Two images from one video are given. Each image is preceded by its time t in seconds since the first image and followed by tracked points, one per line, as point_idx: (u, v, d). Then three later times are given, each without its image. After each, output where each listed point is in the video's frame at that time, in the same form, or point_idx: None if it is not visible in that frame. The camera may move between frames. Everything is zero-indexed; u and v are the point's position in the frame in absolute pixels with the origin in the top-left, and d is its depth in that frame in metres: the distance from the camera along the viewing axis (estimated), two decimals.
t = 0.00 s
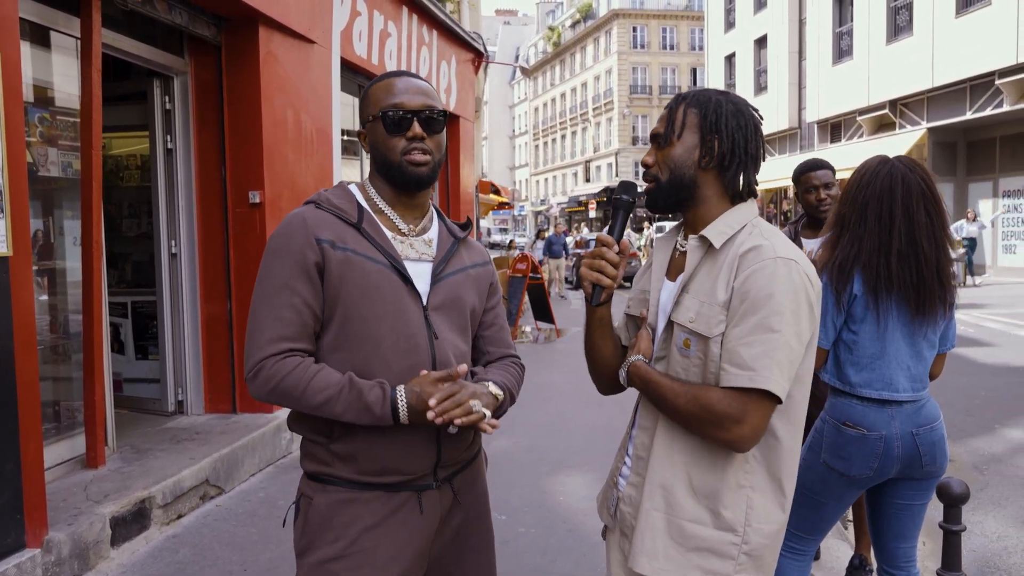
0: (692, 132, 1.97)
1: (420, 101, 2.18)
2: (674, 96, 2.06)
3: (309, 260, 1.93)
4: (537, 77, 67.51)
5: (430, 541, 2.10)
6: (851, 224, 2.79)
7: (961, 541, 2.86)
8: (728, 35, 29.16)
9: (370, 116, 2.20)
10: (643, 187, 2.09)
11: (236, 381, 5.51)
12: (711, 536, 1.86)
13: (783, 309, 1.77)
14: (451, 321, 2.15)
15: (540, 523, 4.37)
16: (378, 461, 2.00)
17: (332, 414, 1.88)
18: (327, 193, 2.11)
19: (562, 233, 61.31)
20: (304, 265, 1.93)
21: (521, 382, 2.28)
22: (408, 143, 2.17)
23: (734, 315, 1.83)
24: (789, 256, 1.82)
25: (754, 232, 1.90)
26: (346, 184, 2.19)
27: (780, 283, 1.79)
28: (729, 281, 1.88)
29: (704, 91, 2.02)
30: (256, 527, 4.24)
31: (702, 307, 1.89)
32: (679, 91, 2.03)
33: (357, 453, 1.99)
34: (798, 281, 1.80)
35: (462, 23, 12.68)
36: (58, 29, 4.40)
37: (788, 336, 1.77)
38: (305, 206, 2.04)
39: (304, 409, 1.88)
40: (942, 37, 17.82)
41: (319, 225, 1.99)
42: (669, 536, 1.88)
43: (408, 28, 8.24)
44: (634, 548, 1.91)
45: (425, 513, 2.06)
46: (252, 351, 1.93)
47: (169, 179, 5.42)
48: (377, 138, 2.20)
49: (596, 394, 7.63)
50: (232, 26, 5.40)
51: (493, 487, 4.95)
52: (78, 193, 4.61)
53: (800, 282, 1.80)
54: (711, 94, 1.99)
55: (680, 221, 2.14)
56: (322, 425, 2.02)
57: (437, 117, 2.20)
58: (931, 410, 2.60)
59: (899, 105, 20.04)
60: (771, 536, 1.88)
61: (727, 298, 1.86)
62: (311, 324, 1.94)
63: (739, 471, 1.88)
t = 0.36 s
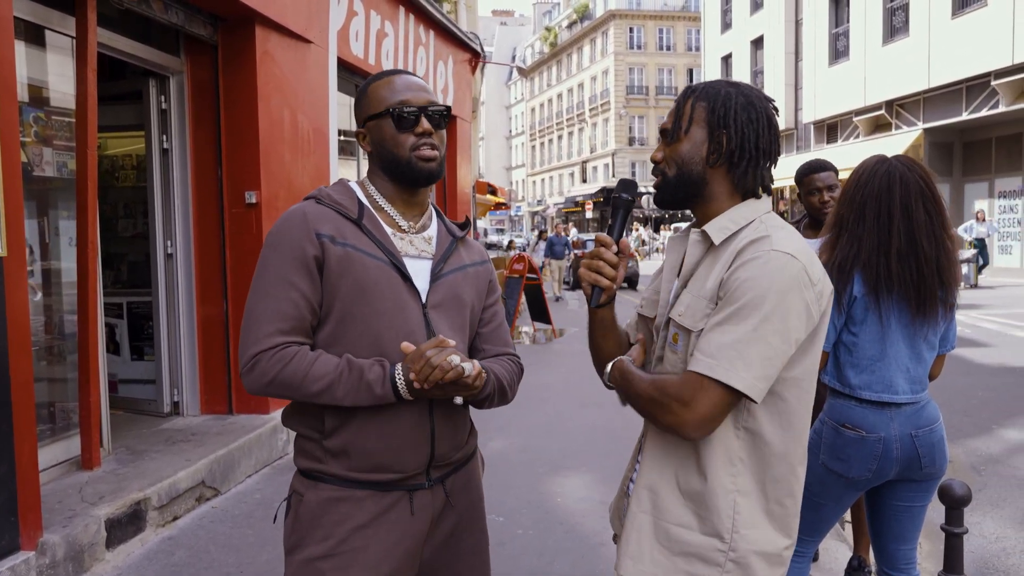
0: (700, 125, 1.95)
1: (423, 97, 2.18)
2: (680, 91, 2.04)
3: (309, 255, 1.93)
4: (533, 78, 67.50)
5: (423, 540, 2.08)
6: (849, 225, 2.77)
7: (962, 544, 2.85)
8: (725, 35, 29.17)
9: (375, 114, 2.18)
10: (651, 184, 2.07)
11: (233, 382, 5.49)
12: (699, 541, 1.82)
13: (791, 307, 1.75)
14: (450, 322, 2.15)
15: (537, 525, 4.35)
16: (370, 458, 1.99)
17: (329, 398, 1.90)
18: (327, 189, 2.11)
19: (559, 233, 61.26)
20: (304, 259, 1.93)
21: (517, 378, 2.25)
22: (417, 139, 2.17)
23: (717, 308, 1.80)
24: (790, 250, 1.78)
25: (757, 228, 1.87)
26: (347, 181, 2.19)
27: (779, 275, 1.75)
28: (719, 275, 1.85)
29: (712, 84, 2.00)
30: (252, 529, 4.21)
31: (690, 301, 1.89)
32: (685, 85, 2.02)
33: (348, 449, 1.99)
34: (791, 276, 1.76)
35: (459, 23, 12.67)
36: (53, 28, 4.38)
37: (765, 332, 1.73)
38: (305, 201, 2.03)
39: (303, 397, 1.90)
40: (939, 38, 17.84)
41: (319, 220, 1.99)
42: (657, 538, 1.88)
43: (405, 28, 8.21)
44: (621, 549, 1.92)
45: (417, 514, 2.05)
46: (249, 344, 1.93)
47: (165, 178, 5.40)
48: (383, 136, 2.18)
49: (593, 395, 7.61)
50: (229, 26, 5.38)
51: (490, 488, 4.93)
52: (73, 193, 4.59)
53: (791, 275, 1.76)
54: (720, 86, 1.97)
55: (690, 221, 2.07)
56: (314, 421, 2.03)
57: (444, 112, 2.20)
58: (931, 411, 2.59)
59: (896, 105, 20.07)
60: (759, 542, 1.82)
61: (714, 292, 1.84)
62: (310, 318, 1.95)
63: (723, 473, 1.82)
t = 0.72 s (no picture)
0: (689, 134, 1.94)
1: (426, 103, 2.18)
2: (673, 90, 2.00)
3: (315, 249, 1.91)
4: (530, 78, 67.48)
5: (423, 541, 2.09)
6: (846, 226, 2.76)
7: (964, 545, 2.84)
8: (721, 35, 29.18)
9: (376, 116, 2.16)
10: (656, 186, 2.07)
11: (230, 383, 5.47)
12: (713, 559, 1.80)
13: (790, 321, 1.70)
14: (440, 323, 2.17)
15: (535, 526, 4.34)
16: (366, 459, 1.98)
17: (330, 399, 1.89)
18: (326, 182, 2.09)
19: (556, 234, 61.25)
20: (309, 253, 1.91)
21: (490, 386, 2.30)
22: (426, 148, 2.18)
23: (717, 319, 1.78)
24: (784, 256, 1.73)
25: (757, 233, 1.84)
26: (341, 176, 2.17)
27: (779, 283, 1.70)
28: (716, 292, 1.82)
29: (704, 82, 1.95)
30: (248, 531, 4.19)
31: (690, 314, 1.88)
32: (677, 84, 1.98)
33: (347, 451, 1.97)
34: (789, 284, 1.71)
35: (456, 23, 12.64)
36: (48, 27, 4.35)
37: (757, 343, 1.69)
38: (308, 193, 2.01)
39: (301, 394, 1.87)
40: (935, 38, 17.86)
41: (325, 215, 1.97)
42: (675, 552, 1.88)
43: (402, 27, 8.19)
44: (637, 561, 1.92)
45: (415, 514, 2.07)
46: (250, 338, 1.88)
47: (161, 178, 5.35)
48: (386, 138, 2.16)
49: (590, 395, 7.60)
50: (226, 25, 5.36)
51: (488, 489, 4.92)
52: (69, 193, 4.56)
53: (788, 283, 1.70)
54: (709, 86, 1.93)
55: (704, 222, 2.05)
56: (305, 422, 2.00)
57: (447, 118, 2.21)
58: (931, 412, 2.59)
59: (892, 105, 20.08)
60: (778, 563, 1.78)
61: (714, 303, 1.82)
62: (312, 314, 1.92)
63: (738, 493, 1.79)
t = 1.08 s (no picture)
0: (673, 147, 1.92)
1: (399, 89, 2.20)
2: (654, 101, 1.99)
3: (317, 252, 1.89)
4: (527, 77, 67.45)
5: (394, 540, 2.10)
6: (841, 222, 2.76)
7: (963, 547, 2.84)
8: (719, 35, 29.19)
9: (346, 104, 2.15)
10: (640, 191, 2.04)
11: (226, 384, 5.44)
12: (709, 560, 1.80)
13: (799, 327, 1.71)
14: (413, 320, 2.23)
15: (532, 526, 4.32)
16: (347, 459, 1.97)
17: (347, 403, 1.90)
18: (306, 177, 2.04)
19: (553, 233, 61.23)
20: (311, 256, 1.88)
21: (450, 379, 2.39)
22: (397, 133, 2.19)
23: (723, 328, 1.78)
24: (788, 261, 1.73)
25: (763, 237, 1.83)
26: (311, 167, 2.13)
27: (789, 289, 1.71)
28: (722, 294, 1.81)
29: (682, 94, 1.93)
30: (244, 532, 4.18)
31: (696, 319, 1.87)
32: (657, 97, 1.97)
33: (326, 447, 1.96)
34: (796, 291, 1.71)
35: (453, 23, 12.63)
36: (43, 26, 4.34)
37: (769, 349, 1.70)
38: (295, 190, 1.95)
39: (319, 400, 1.86)
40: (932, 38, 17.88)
41: (320, 215, 1.94)
42: (669, 553, 1.87)
43: (399, 26, 8.17)
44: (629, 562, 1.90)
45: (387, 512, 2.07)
46: (261, 349, 1.83)
47: (156, 179, 5.35)
48: (357, 125, 2.16)
49: (587, 395, 7.60)
50: (222, 24, 5.34)
51: (485, 489, 4.90)
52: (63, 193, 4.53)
53: (798, 291, 1.70)
54: (688, 100, 1.92)
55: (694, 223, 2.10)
56: (293, 419, 1.98)
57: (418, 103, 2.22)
58: (928, 413, 2.58)
59: (889, 105, 20.11)
60: (774, 564, 1.79)
61: (721, 309, 1.81)
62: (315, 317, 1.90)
63: (738, 494, 1.79)
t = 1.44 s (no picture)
0: (654, 143, 1.91)
1: (372, 87, 2.19)
2: (633, 96, 1.98)
3: (270, 265, 1.88)
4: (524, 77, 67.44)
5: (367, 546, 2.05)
6: (834, 219, 2.75)
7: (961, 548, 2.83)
8: (715, 35, 29.21)
9: (317, 100, 2.17)
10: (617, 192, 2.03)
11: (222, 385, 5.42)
12: (715, 551, 1.78)
13: (791, 320, 1.71)
14: (395, 324, 2.15)
15: (528, 526, 4.32)
16: (307, 464, 1.97)
17: (296, 417, 1.89)
18: (271, 184, 2.03)
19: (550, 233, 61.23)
20: (264, 269, 1.87)
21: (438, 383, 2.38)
22: (362, 131, 2.17)
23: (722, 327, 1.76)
24: (778, 257, 1.73)
25: (747, 233, 1.83)
26: (284, 173, 2.13)
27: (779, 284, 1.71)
28: (716, 290, 1.80)
29: (662, 94, 1.93)
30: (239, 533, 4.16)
31: (691, 318, 1.84)
32: (637, 93, 1.96)
33: (281, 451, 1.96)
34: (790, 286, 1.72)
35: (450, 22, 12.63)
36: (37, 25, 4.32)
37: (774, 343, 1.70)
38: (254, 200, 1.95)
39: (267, 414, 1.86)
40: (929, 38, 17.91)
41: (276, 226, 1.92)
42: (673, 550, 1.84)
43: (396, 26, 8.15)
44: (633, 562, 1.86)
45: (351, 523, 2.03)
46: (210, 362, 1.84)
47: (152, 179, 5.33)
48: (326, 122, 2.16)
49: (584, 395, 7.59)
50: (218, 23, 5.32)
51: (482, 489, 4.89)
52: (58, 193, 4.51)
53: (792, 284, 1.71)
54: (671, 98, 1.92)
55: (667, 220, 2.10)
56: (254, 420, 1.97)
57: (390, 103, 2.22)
58: (927, 413, 2.57)
59: (885, 105, 20.14)
60: (779, 549, 1.80)
61: (716, 307, 1.79)
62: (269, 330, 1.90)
63: (741, 482, 1.78)
